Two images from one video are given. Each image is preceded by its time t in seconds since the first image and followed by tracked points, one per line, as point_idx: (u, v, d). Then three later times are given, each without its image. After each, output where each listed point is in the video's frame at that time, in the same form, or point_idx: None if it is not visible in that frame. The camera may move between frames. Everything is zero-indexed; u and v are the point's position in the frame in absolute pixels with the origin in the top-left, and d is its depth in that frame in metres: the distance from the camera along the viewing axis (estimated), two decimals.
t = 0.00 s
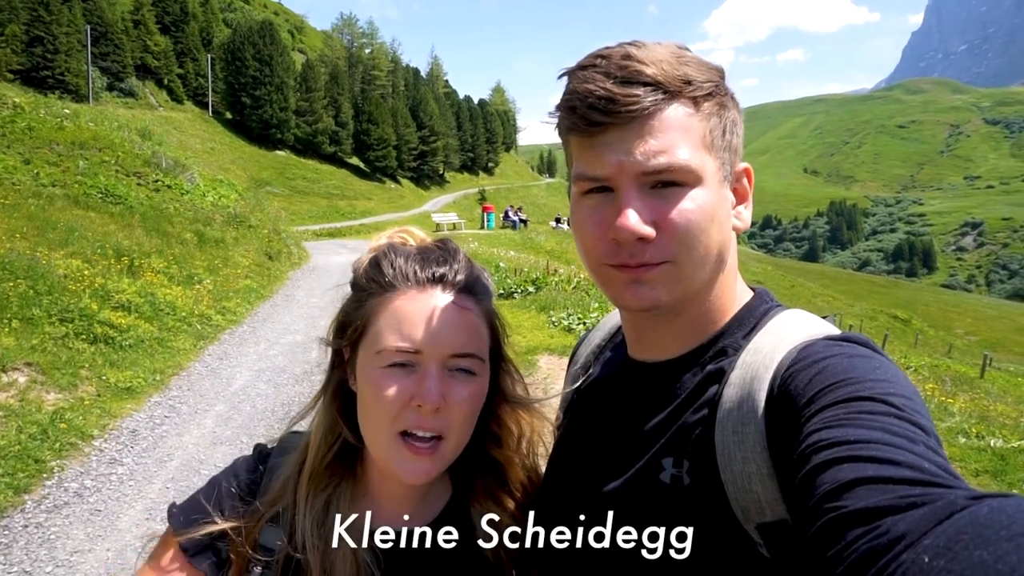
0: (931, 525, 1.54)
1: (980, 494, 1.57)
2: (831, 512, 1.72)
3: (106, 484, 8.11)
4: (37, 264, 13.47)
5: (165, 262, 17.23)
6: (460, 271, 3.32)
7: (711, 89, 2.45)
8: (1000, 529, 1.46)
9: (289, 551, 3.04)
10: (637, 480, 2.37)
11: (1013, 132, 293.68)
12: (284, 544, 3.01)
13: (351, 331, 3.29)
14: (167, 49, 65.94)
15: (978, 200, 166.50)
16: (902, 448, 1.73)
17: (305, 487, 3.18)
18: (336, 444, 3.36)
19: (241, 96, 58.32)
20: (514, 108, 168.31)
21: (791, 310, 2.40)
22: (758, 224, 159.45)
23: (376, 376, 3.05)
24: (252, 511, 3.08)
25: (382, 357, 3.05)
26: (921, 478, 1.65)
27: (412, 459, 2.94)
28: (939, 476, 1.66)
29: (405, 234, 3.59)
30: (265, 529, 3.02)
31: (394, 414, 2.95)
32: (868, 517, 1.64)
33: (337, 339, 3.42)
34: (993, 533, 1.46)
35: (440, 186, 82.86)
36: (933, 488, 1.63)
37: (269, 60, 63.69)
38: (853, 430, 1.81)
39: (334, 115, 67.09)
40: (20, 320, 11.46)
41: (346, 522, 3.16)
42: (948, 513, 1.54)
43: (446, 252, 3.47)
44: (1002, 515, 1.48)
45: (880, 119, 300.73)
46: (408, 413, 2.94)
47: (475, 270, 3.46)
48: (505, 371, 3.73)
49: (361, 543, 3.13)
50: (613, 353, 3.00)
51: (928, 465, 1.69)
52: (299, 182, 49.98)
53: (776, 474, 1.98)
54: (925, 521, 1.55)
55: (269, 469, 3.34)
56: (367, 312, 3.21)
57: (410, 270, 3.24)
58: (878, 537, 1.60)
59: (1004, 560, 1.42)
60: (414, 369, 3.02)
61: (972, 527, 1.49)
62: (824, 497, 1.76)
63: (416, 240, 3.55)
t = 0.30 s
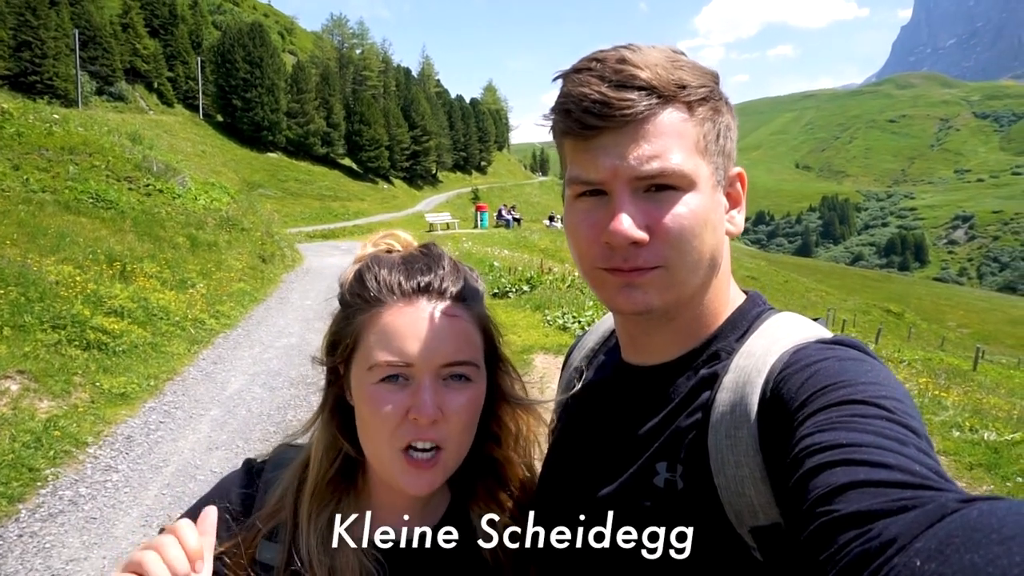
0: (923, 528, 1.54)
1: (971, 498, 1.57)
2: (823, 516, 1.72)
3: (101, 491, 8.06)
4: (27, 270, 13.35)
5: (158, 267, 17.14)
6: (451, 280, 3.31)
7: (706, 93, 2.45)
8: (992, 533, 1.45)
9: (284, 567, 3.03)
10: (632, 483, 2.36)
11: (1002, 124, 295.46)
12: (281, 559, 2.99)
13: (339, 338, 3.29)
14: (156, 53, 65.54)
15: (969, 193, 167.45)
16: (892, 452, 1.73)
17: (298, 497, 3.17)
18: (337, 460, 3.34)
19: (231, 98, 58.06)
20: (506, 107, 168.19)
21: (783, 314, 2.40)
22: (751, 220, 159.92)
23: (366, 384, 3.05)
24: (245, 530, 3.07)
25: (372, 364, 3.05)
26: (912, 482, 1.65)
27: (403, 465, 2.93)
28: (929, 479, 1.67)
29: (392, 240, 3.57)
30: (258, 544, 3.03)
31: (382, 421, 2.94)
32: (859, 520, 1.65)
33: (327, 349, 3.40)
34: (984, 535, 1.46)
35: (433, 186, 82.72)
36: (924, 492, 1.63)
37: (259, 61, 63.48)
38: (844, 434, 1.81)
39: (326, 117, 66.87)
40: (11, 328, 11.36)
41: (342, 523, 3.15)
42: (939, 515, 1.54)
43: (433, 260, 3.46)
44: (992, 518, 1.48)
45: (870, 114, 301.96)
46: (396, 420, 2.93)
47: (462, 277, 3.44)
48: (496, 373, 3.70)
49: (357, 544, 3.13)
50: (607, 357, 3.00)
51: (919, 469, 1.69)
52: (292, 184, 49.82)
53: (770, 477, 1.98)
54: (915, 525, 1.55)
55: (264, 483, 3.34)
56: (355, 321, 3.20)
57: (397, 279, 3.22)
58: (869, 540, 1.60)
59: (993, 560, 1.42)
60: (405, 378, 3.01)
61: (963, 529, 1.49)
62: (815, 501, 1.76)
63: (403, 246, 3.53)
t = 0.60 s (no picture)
0: (928, 526, 1.54)
1: (976, 495, 1.57)
2: (828, 514, 1.73)
3: (111, 492, 8.11)
4: (34, 274, 13.42)
5: (164, 268, 17.20)
6: (448, 282, 3.32)
7: (706, 93, 2.45)
8: (999, 529, 1.46)
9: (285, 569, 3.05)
10: (635, 482, 2.37)
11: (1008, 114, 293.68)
12: (279, 563, 3.02)
13: (336, 342, 3.29)
14: (158, 54, 65.62)
15: (975, 183, 166.62)
16: (897, 448, 1.73)
17: (302, 499, 3.18)
18: (334, 464, 3.34)
19: (234, 99, 58.15)
20: (508, 104, 167.99)
21: (786, 313, 2.40)
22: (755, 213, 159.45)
23: (364, 386, 3.05)
24: (244, 534, 3.10)
25: (371, 366, 3.05)
26: (919, 479, 1.65)
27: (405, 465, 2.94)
28: (937, 477, 1.66)
29: (386, 241, 3.57)
30: (261, 548, 3.04)
31: (385, 422, 2.94)
32: (865, 518, 1.65)
33: (324, 351, 3.40)
34: (989, 532, 1.46)
35: (436, 183, 82.71)
36: (929, 489, 1.63)
37: (261, 61, 63.56)
38: (850, 432, 1.81)
39: (329, 115, 66.92)
40: (19, 331, 11.43)
41: (346, 523, 3.18)
42: (944, 512, 1.54)
43: (426, 261, 3.46)
44: (999, 515, 1.48)
45: (874, 106, 300.62)
46: (396, 421, 2.94)
47: (457, 280, 3.46)
48: (493, 372, 3.70)
49: (363, 544, 3.14)
50: (610, 357, 3.00)
51: (925, 467, 1.69)
52: (296, 183, 49.95)
53: (774, 477, 1.99)
54: (923, 522, 1.55)
55: (263, 485, 3.35)
56: (349, 324, 3.21)
57: (392, 282, 3.24)
58: (875, 539, 1.61)
59: (1001, 557, 1.42)
60: (400, 379, 3.01)
61: (968, 527, 1.49)
62: (821, 499, 1.76)
63: (398, 247, 3.54)
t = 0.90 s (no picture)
0: (929, 530, 1.53)
1: (980, 500, 1.56)
2: (829, 518, 1.71)
3: (110, 482, 8.12)
4: (37, 262, 13.43)
5: (166, 259, 17.21)
6: (441, 278, 3.32)
7: (707, 94, 2.43)
8: (1001, 535, 1.46)
9: (280, 562, 3.06)
10: (634, 483, 2.37)
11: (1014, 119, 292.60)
12: (276, 553, 3.05)
13: (330, 339, 3.29)
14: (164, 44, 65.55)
15: (979, 187, 166.36)
16: (899, 453, 1.73)
17: (296, 493, 3.19)
18: (327, 459, 3.33)
19: (239, 90, 58.15)
20: (513, 98, 167.68)
21: (788, 315, 2.39)
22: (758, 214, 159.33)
23: (356, 383, 3.05)
24: (240, 526, 3.11)
25: (363, 363, 3.05)
26: (921, 483, 1.64)
27: (400, 462, 2.93)
28: (938, 481, 1.66)
29: (382, 238, 3.57)
30: (255, 541, 3.06)
31: (377, 418, 2.94)
32: (866, 522, 1.64)
33: (320, 348, 3.40)
34: (992, 536, 1.46)
35: (440, 178, 82.70)
36: (932, 494, 1.62)
37: (267, 54, 63.58)
38: (850, 436, 1.80)
39: (333, 109, 66.90)
40: (21, 319, 11.45)
41: (341, 521, 3.17)
42: (947, 517, 1.53)
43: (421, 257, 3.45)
44: (1000, 519, 1.48)
45: (879, 108, 300.09)
46: (388, 417, 2.93)
47: (451, 276, 3.45)
48: (490, 367, 3.67)
49: (356, 543, 3.14)
50: (610, 357, 2.99)
51: (928, 471, 1.68)
52: (299, 176, 50.00)
53: (775, 480, 1.98)
54: (924, 527, 1.54)
55: (261, 478, 3.37)
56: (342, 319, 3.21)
57: (380, 278, 3.23)
58: (877, 542, 1.60)
59: (1004, 563, 1.42)
60: (394, 375, 3.00)
61: (972, 531, 1.49)
62: (823, 503, 1.75)
63: (392, 244, 3.54)
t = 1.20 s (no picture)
0: (939, 529, 1.53)
1: (987, 497, 1.56)
2: (838, 516, 1.72)
3: (117, 478, 8.17)
4: (41, 259, 13.45)
5: (170, 254, 17.23)
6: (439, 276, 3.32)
7: (709, 90, 2.42)
8: (1010, 531, 1.45)
9: (288, 560, 3.08)
10: (641, 477, 2.38)
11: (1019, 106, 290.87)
12: (285, 550, 3.08)
13: (319, 340, 3.29)
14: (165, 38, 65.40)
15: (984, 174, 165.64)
16: (907, 450, 1.72)
17: (300, 491, 3.21)
18: (325, 457, 3.34)
19: (240, 84, 58.07)
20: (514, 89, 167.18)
21: (794, 312, 2.39)
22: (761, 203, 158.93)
23: (348, 383, 3.05)
24: (249, 526, 3.14)
25: (353, 362, 3.06)
26: (928, 481, 1.64)
27: (398, 456, 2.96)
28: (947, 479, 1.65)
29: (364, 235, 3.56)
30: (263, 539, 3.08)
31: (374, 417, 2.95)
32: (876, 521, 1.64)
33: (310, 348, 3.40)
34: (1001, 534, 1.45)
35: (441, 170, 82.62)
36: (941, 491, 1.62)
37: (267, 47, 63.44)
38: (857, 434, 1.80)
39: (334, 102, 66.76)
40: (26, 316, 11.48)
41: (348, 521, 3.18)
42: (954, 515, 1.53)
43: (399, 254, 3.45)
44: (1009, 517, 1.47)
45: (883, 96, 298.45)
46: (382, 414, 2.94)
47: (434, 271, 3.44)
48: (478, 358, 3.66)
49: (364, 543, 3.14)
50: (615, 353, 3.00)
51: (935, 469, 1.68)
52: (301, 170, 50.00)
53: (783, 477, 1.98)
54: (932, 524, 1.54)
55: (268, 478, 3.40)
56: (341, 318, 3.21)
57: (375, 277, 3.23)
58: (886, 541, 1.60)
59: (1012, 561, 1.40)
60: (397, 373, 3.01)
61: (981, 529, 1.48)
62: (831, 501, 1.75)
63: (374, 241, 3.53)
